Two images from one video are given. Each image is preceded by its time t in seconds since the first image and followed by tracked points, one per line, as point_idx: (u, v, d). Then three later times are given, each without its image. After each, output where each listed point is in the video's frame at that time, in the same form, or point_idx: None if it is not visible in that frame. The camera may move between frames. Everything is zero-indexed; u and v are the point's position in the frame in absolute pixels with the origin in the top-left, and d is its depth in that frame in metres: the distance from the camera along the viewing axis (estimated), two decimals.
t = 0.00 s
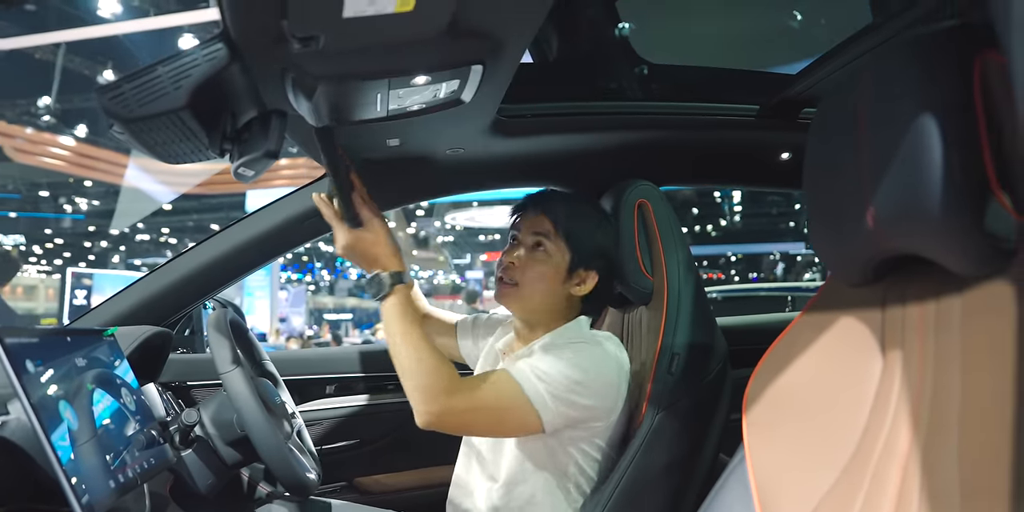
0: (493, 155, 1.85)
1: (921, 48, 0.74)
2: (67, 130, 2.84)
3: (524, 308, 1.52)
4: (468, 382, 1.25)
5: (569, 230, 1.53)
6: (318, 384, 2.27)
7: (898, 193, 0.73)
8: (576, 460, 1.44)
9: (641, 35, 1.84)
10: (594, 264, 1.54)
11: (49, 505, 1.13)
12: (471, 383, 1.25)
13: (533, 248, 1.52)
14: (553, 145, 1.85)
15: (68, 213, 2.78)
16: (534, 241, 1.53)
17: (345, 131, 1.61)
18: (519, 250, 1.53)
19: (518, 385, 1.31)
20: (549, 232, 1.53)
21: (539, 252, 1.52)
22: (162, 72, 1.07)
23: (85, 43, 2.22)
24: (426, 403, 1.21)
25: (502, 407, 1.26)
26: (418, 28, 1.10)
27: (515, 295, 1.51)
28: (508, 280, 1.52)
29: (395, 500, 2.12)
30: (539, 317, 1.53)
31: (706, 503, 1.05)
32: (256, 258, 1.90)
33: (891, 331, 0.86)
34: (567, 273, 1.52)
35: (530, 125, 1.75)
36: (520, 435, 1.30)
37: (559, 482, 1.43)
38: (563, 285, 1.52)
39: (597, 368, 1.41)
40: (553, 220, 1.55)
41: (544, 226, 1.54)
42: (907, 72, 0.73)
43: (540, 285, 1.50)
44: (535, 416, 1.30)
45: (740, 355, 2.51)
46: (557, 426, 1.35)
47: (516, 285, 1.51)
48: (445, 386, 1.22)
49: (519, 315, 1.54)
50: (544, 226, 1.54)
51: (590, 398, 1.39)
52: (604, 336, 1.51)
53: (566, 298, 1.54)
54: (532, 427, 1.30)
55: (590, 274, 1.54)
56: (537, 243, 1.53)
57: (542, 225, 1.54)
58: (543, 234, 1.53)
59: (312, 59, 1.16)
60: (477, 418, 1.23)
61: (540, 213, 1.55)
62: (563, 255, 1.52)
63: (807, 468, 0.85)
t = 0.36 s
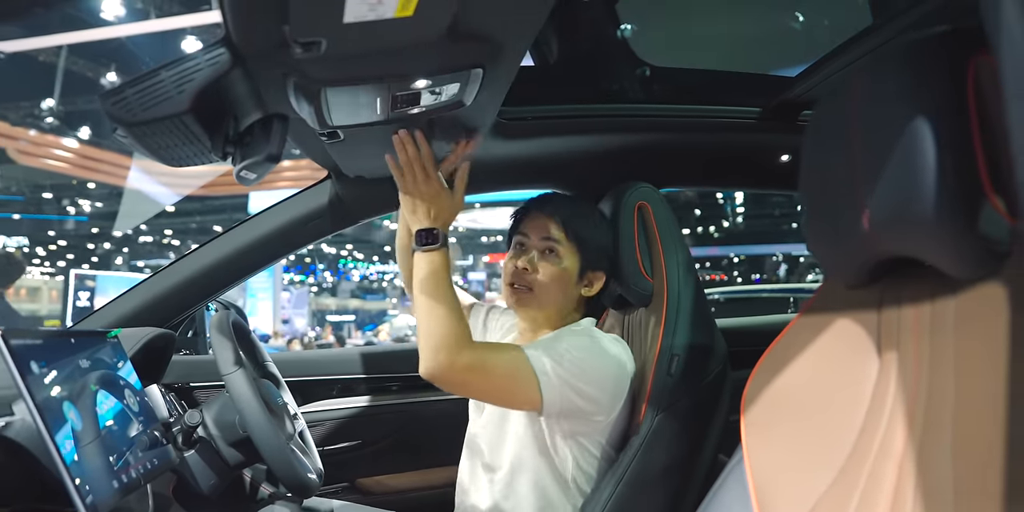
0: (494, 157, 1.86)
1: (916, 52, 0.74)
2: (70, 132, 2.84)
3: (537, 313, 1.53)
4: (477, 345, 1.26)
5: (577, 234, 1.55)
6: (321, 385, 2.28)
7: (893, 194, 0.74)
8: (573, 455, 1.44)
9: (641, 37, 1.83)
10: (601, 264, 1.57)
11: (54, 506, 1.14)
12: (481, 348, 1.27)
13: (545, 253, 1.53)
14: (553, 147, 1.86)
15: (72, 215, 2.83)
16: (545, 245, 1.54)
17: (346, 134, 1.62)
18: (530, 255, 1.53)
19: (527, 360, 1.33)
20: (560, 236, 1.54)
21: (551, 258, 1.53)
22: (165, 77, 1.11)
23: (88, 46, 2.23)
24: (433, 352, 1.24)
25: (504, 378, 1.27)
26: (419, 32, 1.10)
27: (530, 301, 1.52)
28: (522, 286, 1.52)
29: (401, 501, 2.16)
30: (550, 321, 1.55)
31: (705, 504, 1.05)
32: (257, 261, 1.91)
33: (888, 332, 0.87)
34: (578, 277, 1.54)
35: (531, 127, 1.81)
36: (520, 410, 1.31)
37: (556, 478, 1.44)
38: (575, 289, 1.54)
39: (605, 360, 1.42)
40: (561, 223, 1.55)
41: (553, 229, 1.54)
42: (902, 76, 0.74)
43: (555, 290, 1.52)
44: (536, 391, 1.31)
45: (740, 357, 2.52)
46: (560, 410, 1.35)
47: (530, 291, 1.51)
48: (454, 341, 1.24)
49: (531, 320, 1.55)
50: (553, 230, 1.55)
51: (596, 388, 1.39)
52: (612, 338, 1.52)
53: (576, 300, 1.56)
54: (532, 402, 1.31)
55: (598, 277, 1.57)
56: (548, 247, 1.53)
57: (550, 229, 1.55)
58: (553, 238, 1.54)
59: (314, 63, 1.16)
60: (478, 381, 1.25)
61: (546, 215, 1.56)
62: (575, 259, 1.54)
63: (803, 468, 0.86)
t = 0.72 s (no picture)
0: (496, 158, 1.87)
1: (911, 56, 0.75)
2: (74, 134, 2.86)
3: (536, 318, 1.45)
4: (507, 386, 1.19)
5: (576, 233, 1.47)
6: (324, 385, 2.29)
7: (888, 196, 0.74)
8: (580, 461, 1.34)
9: (643, 38, 1.78)
10: (599, 262, 1.49)
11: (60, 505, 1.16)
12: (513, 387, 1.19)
13: (545, 254, 1.44)
14: (555, 149, 1.87)
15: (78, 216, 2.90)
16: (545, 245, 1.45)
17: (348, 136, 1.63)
18: (530, 255, 1.45)
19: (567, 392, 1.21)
20: (560, 236, 1.46)
21: (551, 259, 1.44)
22: (168, 81, 1.12)
23: (93, 48, 2.24)
24: (494, 417, 1.09)
25: (559, 409, 1.16)
26: (421, 36, 1.11)
27: (530, 304, 1.43)
28: (521, 290, 1.44)
29: (404, 501, 2.17)
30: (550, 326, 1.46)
31: (703, 505, 1.06)
32: (260, 262, 1.92)
33: (884, 334, 0.87)
34: (579, 278, 1.47)
35: (533, 130, 1.80)
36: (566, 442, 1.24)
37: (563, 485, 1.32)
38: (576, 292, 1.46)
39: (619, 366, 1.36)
40: (561, 222, 1.47)
41: (553, 228, 1.46)
42: (897, 81, 0.74)
43: (556, 293, 1.44)
44: (580, 415, 1.21)
45: (742, 357, 2.53)
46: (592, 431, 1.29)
47: (530, 294, 1.43)
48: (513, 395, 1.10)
49: (528, 324, 1.46)
50: (553, 228, 1.46)
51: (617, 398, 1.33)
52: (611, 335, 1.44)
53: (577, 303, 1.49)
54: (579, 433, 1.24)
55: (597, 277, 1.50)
56: (548, 248, 1.45)
57: (550, 229, 1.47)
58: (553, 238, 1.46)
59: (317, 67, 1.18)
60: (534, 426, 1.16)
61: (545, 214, 1.48)
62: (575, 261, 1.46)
63: (800, 468, 0.87)
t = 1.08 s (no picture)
0: (501, 158, 1.87)
1: (913, 56, 0.75)
2: (82, 136, 2.88)
3: (554, 313, 1.40)
4: (594, 462, 1.14)
5: (599, 228, 1.45)
6: (329, 385, 2.30)
7: (889, 195, 0.75)
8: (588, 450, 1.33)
9: (648, 38, 1.79)
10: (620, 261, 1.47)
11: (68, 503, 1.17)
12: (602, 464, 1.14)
13: (565, 249, 1.41)
14: (560, 149, 1.87)
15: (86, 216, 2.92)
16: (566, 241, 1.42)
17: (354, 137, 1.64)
18: (549, 249, 1.41)
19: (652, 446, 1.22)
20: (581, 230, 1.43)
21: (571, 253, 1.41)
22: (175, 82, 1.14)
23: (101, 50, 2.27)
24: None
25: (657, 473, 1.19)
26: (425, 37, 1.12)
27: (548, 299, 1.39)
28: (539, 284, 1.39)
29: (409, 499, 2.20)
30: (566, 322, 1.42)
31: (706, 504, 1.06)
32: (266, 262, 1.93)
33: (887, 333, 0.87)
34: (599, 275, 1.43)
35: (537, 130, 1.79)
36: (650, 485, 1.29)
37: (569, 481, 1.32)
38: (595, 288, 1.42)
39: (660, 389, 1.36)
40: (584, 217, 1.45)
41: (576, 223, 1.43)
42: (898, 80, 0.74)
43: (575, 288, 1.40)
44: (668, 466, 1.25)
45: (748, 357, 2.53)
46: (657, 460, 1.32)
47: (548, 288, 1.38)
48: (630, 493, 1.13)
49: (545, 320, 1.41)
50: (575, 223, 1.43)
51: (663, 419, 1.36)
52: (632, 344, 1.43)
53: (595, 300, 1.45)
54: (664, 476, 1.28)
55: (618, 275, 1.47)
56: (568, 242, 1.41)
57: (570, 223, 1.44)
58: (574, 233, 1.42)
59: (322, 69, 1.19)
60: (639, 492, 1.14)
61: (569, 209, 1.45)
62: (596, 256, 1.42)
63: (803, 467, 0.87)
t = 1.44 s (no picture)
0: (507, 157, 1.87)
1: (917, 55, 0.74)
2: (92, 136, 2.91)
3: (570, 304, 1.34)
4: (634, 451, 1.13)
5: (621, 221, 1.41)
6: (336, 384, 2.31)
7: (895, 196, 0.74)
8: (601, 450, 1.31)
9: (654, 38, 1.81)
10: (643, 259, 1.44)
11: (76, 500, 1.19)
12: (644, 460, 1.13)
13: (587, 239, 1.36)
14: (565, 148, 1.87)
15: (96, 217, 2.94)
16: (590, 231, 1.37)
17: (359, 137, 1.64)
18: (572, 239, 1.35)
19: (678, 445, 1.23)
20: (605, 220, 1.39)
21: (594, 244, 1.36)
22: (180, 83, 1.16)
23: (110, 51, 2.28)
24: None
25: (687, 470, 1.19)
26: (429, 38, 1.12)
27: (568, 290, 1.33)
28: (557, 272, 1.33)
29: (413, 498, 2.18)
30: (580, 313, 1.37)
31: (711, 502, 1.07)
32: (272, 262, 1.94)
33: (890, 333, 0.87)
34: (622, 269, 1.40)
35: (543, 130, 1.79)
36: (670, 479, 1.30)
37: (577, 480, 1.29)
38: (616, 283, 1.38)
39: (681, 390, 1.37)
40: (607, 207, 1.40)
41: (601, 213, 1.39)
42: (903, 80, 0.74)
43: (595, 280, 1.34)
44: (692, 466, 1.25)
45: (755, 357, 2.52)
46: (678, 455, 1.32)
47: (569, 279, 1.33)
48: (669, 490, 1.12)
49: (557, 311, 1.36)
50: (599, 213, 1.39)
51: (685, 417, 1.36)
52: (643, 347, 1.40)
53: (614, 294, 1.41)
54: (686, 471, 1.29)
55: (639, 271, 1.44)
56: (592, 233, 1.37)
57: (593, 211, 1.39)
58: (598, 224, 1.38)
59: (326, 69, 1.19)
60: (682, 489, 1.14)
61: (591, 197, 1.40)
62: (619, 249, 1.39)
63: (807, 466, 0.87)
